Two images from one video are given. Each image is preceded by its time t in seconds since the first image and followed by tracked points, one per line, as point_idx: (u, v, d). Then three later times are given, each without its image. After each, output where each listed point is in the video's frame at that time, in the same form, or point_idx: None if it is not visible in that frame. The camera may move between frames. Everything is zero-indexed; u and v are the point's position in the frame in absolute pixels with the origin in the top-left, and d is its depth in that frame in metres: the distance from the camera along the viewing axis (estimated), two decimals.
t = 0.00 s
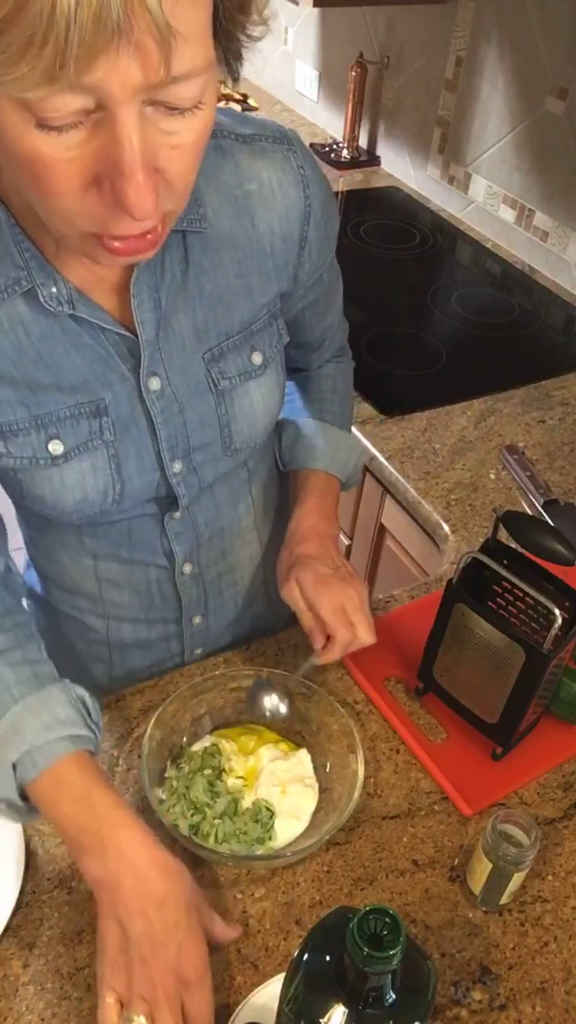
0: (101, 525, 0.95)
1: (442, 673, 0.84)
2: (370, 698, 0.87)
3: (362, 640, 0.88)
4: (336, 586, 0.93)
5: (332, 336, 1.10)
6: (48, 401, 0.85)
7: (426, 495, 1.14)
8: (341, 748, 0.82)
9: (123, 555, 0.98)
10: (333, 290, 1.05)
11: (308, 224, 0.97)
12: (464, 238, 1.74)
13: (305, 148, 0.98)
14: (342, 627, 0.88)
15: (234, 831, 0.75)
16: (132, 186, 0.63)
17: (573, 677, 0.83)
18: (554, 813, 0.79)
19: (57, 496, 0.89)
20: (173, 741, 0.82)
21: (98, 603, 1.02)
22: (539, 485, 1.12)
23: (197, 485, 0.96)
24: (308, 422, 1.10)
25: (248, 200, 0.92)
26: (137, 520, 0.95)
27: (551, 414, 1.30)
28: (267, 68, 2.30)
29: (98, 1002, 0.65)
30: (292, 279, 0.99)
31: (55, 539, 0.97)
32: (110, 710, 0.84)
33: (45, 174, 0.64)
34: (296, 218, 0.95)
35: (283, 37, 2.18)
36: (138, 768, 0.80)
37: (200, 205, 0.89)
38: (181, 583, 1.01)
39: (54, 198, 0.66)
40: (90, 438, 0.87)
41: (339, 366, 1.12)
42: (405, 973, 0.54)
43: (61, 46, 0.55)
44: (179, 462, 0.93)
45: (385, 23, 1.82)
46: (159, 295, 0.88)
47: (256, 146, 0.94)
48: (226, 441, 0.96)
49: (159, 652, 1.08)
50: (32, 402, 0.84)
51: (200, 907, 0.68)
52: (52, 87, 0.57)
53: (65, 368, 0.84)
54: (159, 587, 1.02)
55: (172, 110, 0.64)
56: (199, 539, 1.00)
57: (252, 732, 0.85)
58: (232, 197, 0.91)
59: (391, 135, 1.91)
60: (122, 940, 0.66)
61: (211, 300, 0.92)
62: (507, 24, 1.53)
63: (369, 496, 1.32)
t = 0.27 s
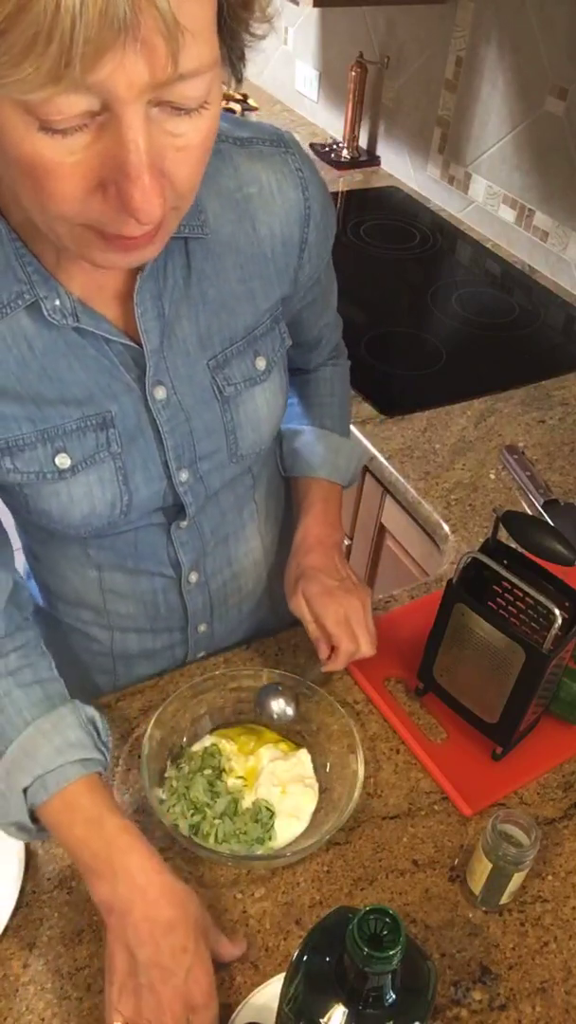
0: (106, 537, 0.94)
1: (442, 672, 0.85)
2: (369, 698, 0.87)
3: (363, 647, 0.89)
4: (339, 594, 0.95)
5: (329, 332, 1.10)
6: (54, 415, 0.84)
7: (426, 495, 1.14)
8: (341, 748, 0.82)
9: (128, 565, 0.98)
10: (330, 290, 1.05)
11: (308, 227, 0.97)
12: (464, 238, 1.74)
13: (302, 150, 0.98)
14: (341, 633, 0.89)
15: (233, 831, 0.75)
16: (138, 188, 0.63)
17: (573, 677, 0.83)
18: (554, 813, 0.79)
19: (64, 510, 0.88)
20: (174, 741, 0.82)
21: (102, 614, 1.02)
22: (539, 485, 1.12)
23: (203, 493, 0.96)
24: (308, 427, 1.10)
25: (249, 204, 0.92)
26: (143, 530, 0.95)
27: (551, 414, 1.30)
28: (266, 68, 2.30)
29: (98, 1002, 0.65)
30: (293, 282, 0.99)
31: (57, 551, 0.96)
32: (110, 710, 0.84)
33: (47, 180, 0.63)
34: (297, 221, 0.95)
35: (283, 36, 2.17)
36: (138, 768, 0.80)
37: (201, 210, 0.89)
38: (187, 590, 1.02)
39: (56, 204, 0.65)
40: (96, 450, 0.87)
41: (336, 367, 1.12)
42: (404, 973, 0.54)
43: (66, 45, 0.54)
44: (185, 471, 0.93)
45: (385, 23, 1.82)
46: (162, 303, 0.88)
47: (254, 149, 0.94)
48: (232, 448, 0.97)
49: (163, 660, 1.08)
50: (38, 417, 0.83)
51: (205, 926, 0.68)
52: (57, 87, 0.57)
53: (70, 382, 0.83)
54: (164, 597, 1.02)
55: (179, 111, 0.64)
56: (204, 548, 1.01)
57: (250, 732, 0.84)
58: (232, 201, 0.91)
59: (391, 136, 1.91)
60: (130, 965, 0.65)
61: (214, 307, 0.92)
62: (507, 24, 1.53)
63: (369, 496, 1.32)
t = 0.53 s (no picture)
0: (114, 543, 0.94)
1: (442, 673, 0.85)
2: (369, 698, 0.87)
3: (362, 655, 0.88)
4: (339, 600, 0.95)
5: (325, 336, 1.10)
6: (63, 419, 0.83)
7: (426, 495, 1.14)
8: (341, 749, 0.82)
9: (136, 572, 0.97)
10: (327, 293, 1.06)
11: (309, 227, 0.97)
12: (464, 238, 1.74)
13: (301, 150, 0.98)
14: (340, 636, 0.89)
15: (233, 831, 0.75)
16: (152, 174, 0.63)
17: (573, 677, 0.83)
18: (554, 813, 0.79)
19: (74, 517, 0.87)
20: (174, 741, 0.82)
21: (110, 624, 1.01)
22: (539, 485, 1.12)
23: (212, 495, 0.96)
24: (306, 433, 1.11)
25: (250, 203, 0.93)
26: (152, 535, 0.95)
27: (551, 414, 1.30)
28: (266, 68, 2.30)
29: (98, 1002, 0.65)
30: (294, 282, 0.99)
31: (63, 560, 0.95)
32: (111, 709, 0.84)
33: (59, 172, 0.63)
34: (297, 220, 0.96)
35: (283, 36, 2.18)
36: (138, 768, 0.80)
37: (204, 210, 0.89)
38: (195, 595, 1.01)
39: (67, 196, 0.65)
40: (106, 455, 0.86)
41: (333, 374, 1.12)
42: (409, 973, 0.54)
43: (81, 26, 0.54)
44: (194, 472, 0.93)
45: (385, 24, 1.82)
46: (168, 304, 0.88)
47: (255, 149, 0.94)
48: (240, 450, 0.97)
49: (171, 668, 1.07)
50: (47, 421, 0.83)
51: (211, 937, 0.67)
52: (71, 70, 0.56)
53: (78, 385, 0.83)
54: (173, 603, 1.01)
55: (192, 97, 0.64)
56: (213, 552, 1.00)
57: (250, 732, 0.84)
58: (234, 201, 0.92)
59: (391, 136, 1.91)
60: (138, 978, 0.66)
61: (219, 307, 0.92)
62: (508, 23, 1.53)
63: (369, 496, 1.32)
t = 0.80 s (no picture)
0: (116, 542, 0.94)
1: (442, 673, 0.85)
2: (369, 698, 0.87)
3: (366, 659, 0.88)
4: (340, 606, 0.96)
5: (325, 340, 1.10)
6: (67, 418, 0.84)
7: (426, 495, 1.14)
8: (340, 750, 0.82)
9: (138, 573, 0.97)
10: (326, 297, 1.06)
11: (308, 226, 0.97)
12: (464, 238, 1.74)
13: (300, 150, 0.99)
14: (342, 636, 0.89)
15: (233, 831, 0.75)
16: (168, 168, 0.64)
17: (573, 677, 0.83)
18: (554, 813, 0.79)
19: (77, 516, 0.88)
20: (174, 741, 0.82)
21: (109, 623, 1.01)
22: (538, 486, 1.12)
23: (214, 493, 0.96)
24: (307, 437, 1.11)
25: (251, 202, 0.93)
26: (154, 535, 0.95)
27: (551, 414, 1.30)
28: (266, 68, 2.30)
29: (98, 1002, 0.65)
30: (295, 281, 0.99)
31: (64, 560, 0.95)
32: (111, 709, 0.84)
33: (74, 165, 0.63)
34: (298, 219, 0.96)
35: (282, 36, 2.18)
36: (138, 768, 0.80)
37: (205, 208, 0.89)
38: (197, 597, 1.01)
39: (81, 193, 0.65)
40: (109, 454, 0.86)
41: (333, 381, 1.13)
42: (441, 966, 0.54)
43: (103, 20, 0.55)
44: (197, 471, 0.93)
45: (385, 23, 1.82)
46: (171, 301, 0.88)
47: (255, 149, 0.94)
48: (242, 449, 0.97)
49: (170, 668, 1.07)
50: (51, 420, 0.83)
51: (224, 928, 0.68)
52: (91, 65, 0.57)
53: (82, 384, 0.83)
54: (174, 604, 1.01)
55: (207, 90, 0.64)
56: (214, 551, 1.00)
57: (250, 732, 0.84)
58: (235, 200, 0.92)
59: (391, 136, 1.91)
60: (154, 971, 0.66)
61: (221, 305, 0.92)
62: (508, 23, 1.53)
63: (369, 496, 1.32)
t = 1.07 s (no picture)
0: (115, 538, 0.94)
1: (442, 673, 0.85)
2: (370, 698, 0.87)
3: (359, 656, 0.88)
4: (336, 604, 0.95)
5: (327, 345, 1.10)
6: (67, 411, 0.85)
7: (426, 495, 1.14)
8: (341, 751, 0.82)
9: (138, 569, 0.97)
10: (329, 302, 1.06)
11: (314, 229, 0.97)
12: (464, 238, 1.74)
13: (308, 153, 0.99)
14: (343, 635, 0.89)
15: (233, 832, 0.75)
16: (185, 163, 0.63)
17: (573, 678, 0.83)
18: (554, 813, 0.79)
19: (76, 510, 0.89)
20: (174, 740, 0.82)
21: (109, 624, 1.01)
22: (538, 486, 1.12)
23: (213, 491, 0.96)
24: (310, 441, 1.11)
25: (257, 203, 0.93)
26: (153, 533, 0.95)
27: (551, 414, 1.30)
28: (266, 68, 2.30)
29: (97, 1003, 0.65)
30: (299, 282, 0.99)
31: (63, 556, 0.96)
32: (111, 709, 0.84)
33: (90, 160, 0.63)
34: (304, 222, 0.96)
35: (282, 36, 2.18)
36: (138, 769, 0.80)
37: (212, 207, 0.89)
38: (194, 595, 1.01)
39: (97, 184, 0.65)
40: (109, 448, 0.87)
41: (336, 386, 1.13)
42: (440, 966, 0.54)
43: (123, 15, 0.55)
44: (196, 469, 0.93)
45: (385, 24, 1.82)
46: (175, 298, 0.88)
47: (263, 151, 0.95)
48: (242, 449, 0.97)
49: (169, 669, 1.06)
50: (51, 412, 0.84)
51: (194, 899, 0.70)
52: (111, 60, 0.57)
53: (84, 379, 0.84)
54: (172, 602, 1.01)
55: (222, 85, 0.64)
56: (212, 550, 1.00)
57: (250, 732, 0.84)
58: (241, 200, 0.92)
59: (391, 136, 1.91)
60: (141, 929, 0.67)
61: (226, 305, 0.92)
62: (508, 23, 1.53)
63: (369, 496, 1.32)
